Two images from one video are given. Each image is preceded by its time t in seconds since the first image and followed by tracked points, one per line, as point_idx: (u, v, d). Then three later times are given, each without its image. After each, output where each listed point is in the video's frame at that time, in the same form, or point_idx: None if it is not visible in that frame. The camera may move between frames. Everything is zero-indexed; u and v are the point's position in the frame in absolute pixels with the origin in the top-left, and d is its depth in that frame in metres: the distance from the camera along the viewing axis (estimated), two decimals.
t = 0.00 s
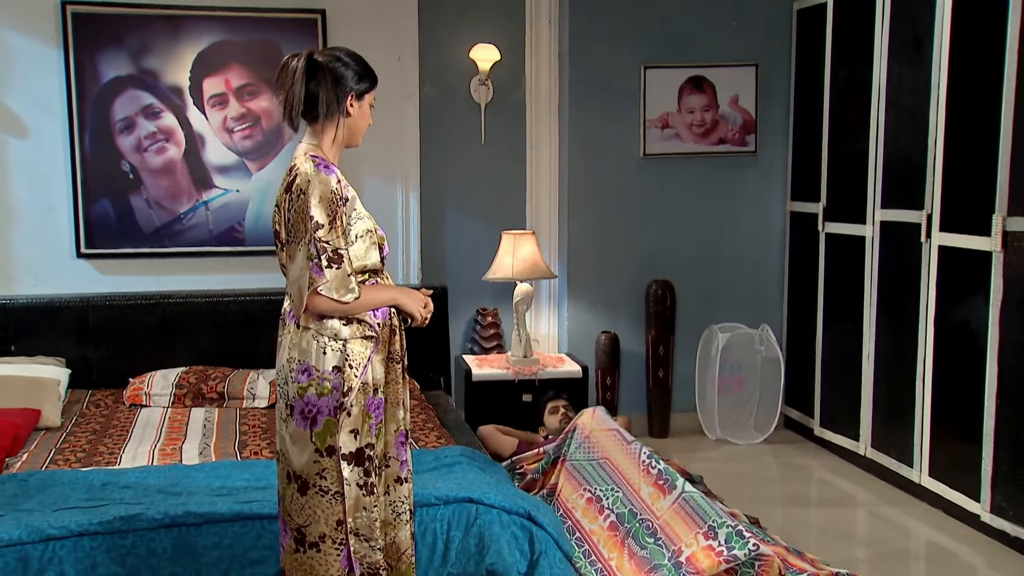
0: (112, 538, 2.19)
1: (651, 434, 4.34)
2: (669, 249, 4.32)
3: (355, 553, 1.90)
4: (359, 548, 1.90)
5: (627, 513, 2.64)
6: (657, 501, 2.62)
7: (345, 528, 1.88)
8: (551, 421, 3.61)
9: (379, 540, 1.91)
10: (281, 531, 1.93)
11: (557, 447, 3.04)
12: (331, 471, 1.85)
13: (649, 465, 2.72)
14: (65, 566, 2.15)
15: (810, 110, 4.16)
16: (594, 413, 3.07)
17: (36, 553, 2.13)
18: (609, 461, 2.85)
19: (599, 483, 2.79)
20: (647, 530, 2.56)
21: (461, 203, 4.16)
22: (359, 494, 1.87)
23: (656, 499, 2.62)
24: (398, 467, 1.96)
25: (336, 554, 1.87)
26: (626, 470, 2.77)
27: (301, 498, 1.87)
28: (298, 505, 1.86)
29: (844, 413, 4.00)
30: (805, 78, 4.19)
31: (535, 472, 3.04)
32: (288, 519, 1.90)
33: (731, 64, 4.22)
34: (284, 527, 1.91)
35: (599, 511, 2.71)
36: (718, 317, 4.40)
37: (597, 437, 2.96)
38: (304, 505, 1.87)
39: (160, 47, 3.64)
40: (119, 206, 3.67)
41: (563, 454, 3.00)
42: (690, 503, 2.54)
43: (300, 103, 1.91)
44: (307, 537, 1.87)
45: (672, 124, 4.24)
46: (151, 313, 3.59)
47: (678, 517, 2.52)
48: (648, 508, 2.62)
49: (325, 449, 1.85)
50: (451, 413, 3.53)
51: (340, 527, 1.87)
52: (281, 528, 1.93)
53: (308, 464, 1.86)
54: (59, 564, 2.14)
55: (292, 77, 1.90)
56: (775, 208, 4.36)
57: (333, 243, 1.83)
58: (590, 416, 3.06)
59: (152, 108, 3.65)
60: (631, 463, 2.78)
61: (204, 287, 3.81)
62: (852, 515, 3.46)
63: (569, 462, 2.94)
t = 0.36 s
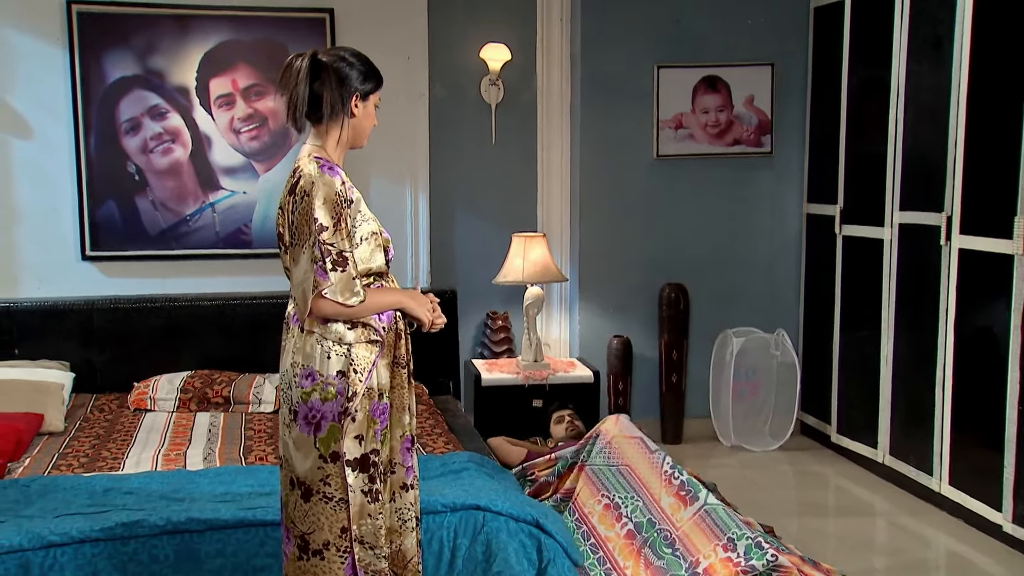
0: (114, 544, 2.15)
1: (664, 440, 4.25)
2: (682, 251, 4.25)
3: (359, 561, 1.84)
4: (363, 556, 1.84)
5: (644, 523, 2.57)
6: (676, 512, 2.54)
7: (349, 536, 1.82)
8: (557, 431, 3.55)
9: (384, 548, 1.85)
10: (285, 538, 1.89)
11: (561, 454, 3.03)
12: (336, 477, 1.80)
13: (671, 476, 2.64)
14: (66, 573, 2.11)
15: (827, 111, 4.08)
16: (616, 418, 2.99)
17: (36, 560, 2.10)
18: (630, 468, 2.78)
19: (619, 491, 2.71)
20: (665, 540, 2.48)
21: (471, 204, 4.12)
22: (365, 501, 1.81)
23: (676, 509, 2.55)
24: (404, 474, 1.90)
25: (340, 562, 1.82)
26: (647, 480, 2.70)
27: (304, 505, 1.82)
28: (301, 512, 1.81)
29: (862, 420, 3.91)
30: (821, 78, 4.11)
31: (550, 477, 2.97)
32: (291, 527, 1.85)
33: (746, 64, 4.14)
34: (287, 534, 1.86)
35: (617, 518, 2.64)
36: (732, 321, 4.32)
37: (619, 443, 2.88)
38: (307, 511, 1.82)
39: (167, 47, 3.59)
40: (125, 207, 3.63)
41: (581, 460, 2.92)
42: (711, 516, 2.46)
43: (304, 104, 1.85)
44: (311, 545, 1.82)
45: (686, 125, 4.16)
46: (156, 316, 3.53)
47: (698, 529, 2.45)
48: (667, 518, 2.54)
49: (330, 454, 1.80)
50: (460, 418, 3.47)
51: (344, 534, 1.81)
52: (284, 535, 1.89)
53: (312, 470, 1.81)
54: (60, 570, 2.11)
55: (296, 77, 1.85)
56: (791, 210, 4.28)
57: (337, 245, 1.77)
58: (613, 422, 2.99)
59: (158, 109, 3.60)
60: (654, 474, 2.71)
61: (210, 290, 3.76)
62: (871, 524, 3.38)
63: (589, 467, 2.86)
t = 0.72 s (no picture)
0: (110, 552, 2.10)
1: (676, 447, 4.17)
2: (694, 254, 4.16)
3: (360, 570, 1.78)
4: (364, 565, 1.79)
5: (661, 556, 2.51)
6: (694, 552, 2.52)
7: (349, 545, 1.76)
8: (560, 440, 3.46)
9: (385, 557, 1.80)
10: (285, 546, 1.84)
11: (575, 458, 3.02)
12: (336, 485, 1.75)
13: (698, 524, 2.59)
14: None
15: (843, 111, 3.99)
16: (654, 459, 2.79)
17: (31, 568, 2.05)
18: (659, 510, 2.63)
19: (641, 523, 2.60)
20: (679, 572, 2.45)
21: (479, 205, 4.04)
22: (365, 509, 1.76)
23: (694, 549, 2.52)
24: (407, 481, 1.85)
25: (340, 572, 1.76)
26: (675, 522, 2.59)
27: (303, 513, 1.77)
28: (301, 521, 1.76)
29: (879, 427, 3.82)
30: (837, 77, 4.01)
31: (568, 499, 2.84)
32: (291, 535, 1.80)
33: (760, 63, 4.05)
34: (287, 543, 1.81)
35: (632, 548, 2.56)
36: (746, 326, 4.23)
37: (652, 484, 2.70)
38: (307, 519, 1.77)
39: (169, 46, 3.53)
40: (127, 209, 3.57)
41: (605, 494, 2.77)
42: (731, 562, 2.47)
43: (304, 103, 1.79)
44: (310, 554, 1.77)
45: (698, 125, 4.07)
46: (157, 319, 3.45)
47: (717, 567, 2.45)
48: (683, 555, 2.51)
49: (330, 462, 1.74)
50: (466, 425, 3.39)
51: (344, 543, 1.76)
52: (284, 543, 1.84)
53: (312, 478, 1.76)
54: None
55: (295, 76, 1.77)
56: (806, 213, 4.19)
57: (337, 249, 1.72)
58: (647, 466, 2.78)
59: (160, 109, 3.54)
60: (682, 517, 2.60)
61: (213, 293, 3.70)
62: (888, 535, 3.28)
63: (624, 510, 2.67)
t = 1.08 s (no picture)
0: (107, 561, 2.09)
1: (688, 455, 4.08)
2: (706, 258, 4.07)
3: None
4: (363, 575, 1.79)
5: None
6: None
7: (349, 554, 1.77)
8: (570, 448, 3.37)
9: (385, 567, 1.79)
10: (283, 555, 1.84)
11: (583, 474, 2.98)
12: (335, 494, 1.75)
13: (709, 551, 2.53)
14: None
15: (859, 111, 3.89)
16: (661, 482, 2.74)
17: None
18: (668, 536, 2.56)
19: (650, 551, 2.53)
20: None
21: (484, 208, 3.98)
22: (364, 519, 1.76)
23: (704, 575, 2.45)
24: (409, 489, 1.84)
25: None
26: (684, 548, 2.53)
27: (302, 521, 1.77)
28: (299, 530, 1.76)
29: (896, 435, 3.72)
30: (853, 77, 3.92)
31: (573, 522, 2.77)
32: (289, 544, 1.81)
33: (774, 62, 3.97)
34: (286, 552, 1.82)
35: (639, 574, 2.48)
36: (759, 331, 4.14)
37: (659, 510, 2.65)
38: (305, 528, 1.77)
39: (171, 46, 3.48)
40: (128, 211, 3.51)
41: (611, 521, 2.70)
42: None
43: (304, 104, 1.78)
44: (308, 563, 1.77)
45: (711, 126, 3.99)
46: (158, 323, 3.39)
47: None
48: None
49: (328, 470, 1.74)
50: (473, 432, 3.31)
51: (343, 553, 1.76)
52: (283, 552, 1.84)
53: (310, 486, 1.76)
54: None
55: (296, 76, 1.77)
56: (821, 216, 4.10)
57: (336, 253, 1.71)
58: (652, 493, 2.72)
59: (162, 110, 3.49)
60: (691, 541, 2.54)
61: (216, 296, 3.64)
62: (905, 547, 3.18)
63: (633, 539, 2.60)
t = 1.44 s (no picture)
0: (103, 572, 2.05)
1: (701, 464, 3.99)
2: (720, 263, 3.98)
3: None
4: None
5: None
6: None
7: (349, 566, 1.73)
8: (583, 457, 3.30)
9: None
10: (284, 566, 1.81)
11: (591, 472, 2.87)
12: (335, 504, 1.72)
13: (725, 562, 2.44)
14: None
15: (878, 112, 3.80)
16: (677, 488, 2.61)
17: None
18: (682, 546, 2.48)
19: (664, 561, 2.47)
20: None
21: (495, 211, 3.91)
22: (365, 529, 1.72)
23: None
24: (411, 500, 1.80)
25: None
26: (698, 557, 2.45)
27: (302, 532, 1.74)
28: (298, 540, 1.73)
29: (916, 445, 3.62)
30: (872, 77, 3.83)
31: (582, 523, 2.70)
32: (289, 555, 1.78)
33: (791, 62, 3.88)
34: (286, 563, 1.79)
35: None
36: (774, 338, 4.04)
37: (675, 518, 2.54)
38: (305, 539, 1.74)
39: (175, 47, 3.42)
40: (131, 214, 3.45)
41: (622, 526, 2.63)
42: None
43: (306, 106, 1.76)
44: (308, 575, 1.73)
45: (725, 127, 3.90)
46: (161, 328, 3.33)
47: None
48: None
49: (328, 479, 1.71)
50: (481, 440, 3.24)
51: (343, 564, 1.72)
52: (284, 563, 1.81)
53: (310, 496, 1.73)
54: None
55: (297, 78, 1.75)
56: (839, 219, 4.00)
57: (336, 257, 1.69)
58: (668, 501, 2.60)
59: (166, 111, 3.43)
60: (705, 551, 2.46)
61: (220, 301, 3.58)
62: (924, 560, 3.08)
63: (646, 548, 2.54)
